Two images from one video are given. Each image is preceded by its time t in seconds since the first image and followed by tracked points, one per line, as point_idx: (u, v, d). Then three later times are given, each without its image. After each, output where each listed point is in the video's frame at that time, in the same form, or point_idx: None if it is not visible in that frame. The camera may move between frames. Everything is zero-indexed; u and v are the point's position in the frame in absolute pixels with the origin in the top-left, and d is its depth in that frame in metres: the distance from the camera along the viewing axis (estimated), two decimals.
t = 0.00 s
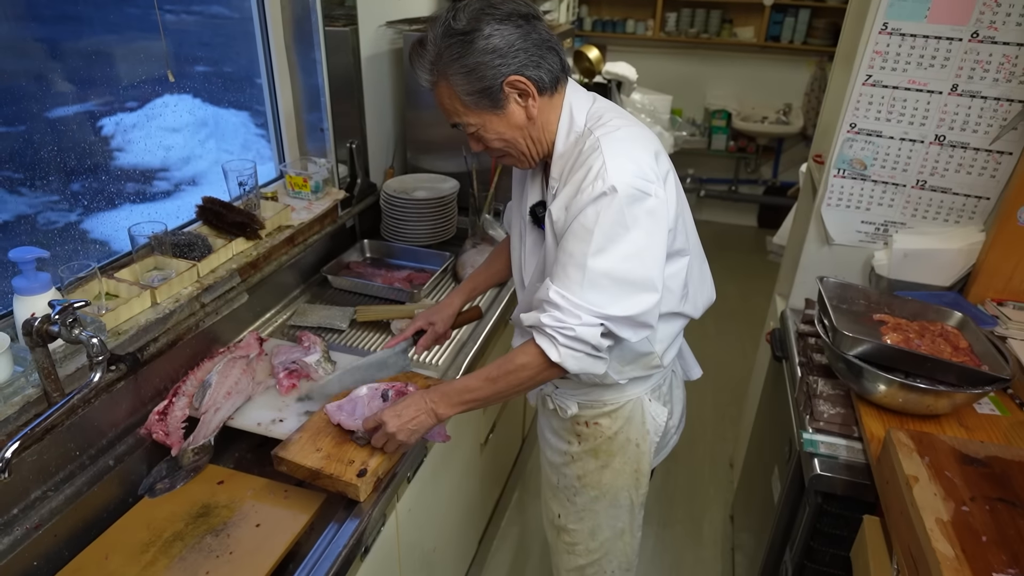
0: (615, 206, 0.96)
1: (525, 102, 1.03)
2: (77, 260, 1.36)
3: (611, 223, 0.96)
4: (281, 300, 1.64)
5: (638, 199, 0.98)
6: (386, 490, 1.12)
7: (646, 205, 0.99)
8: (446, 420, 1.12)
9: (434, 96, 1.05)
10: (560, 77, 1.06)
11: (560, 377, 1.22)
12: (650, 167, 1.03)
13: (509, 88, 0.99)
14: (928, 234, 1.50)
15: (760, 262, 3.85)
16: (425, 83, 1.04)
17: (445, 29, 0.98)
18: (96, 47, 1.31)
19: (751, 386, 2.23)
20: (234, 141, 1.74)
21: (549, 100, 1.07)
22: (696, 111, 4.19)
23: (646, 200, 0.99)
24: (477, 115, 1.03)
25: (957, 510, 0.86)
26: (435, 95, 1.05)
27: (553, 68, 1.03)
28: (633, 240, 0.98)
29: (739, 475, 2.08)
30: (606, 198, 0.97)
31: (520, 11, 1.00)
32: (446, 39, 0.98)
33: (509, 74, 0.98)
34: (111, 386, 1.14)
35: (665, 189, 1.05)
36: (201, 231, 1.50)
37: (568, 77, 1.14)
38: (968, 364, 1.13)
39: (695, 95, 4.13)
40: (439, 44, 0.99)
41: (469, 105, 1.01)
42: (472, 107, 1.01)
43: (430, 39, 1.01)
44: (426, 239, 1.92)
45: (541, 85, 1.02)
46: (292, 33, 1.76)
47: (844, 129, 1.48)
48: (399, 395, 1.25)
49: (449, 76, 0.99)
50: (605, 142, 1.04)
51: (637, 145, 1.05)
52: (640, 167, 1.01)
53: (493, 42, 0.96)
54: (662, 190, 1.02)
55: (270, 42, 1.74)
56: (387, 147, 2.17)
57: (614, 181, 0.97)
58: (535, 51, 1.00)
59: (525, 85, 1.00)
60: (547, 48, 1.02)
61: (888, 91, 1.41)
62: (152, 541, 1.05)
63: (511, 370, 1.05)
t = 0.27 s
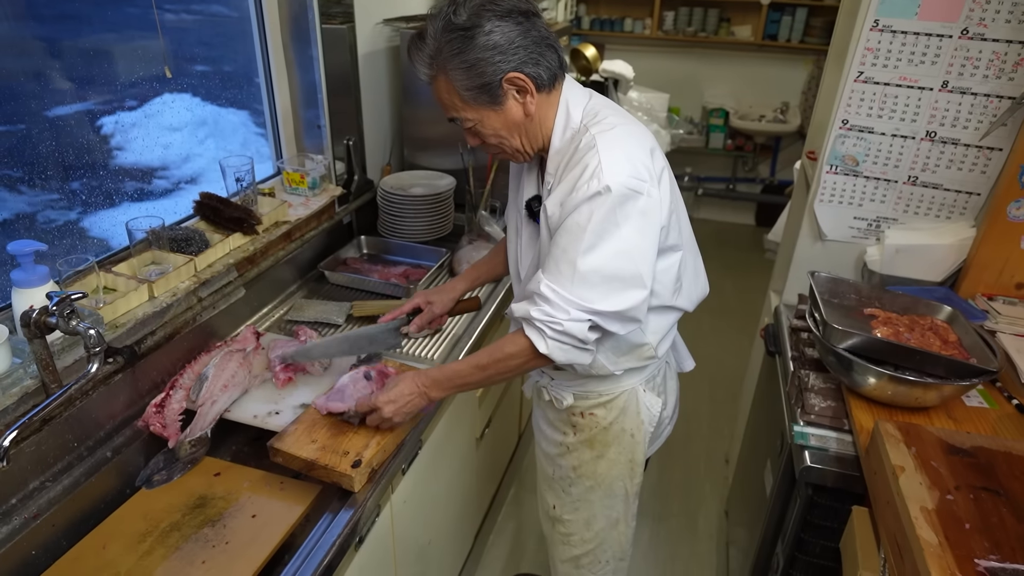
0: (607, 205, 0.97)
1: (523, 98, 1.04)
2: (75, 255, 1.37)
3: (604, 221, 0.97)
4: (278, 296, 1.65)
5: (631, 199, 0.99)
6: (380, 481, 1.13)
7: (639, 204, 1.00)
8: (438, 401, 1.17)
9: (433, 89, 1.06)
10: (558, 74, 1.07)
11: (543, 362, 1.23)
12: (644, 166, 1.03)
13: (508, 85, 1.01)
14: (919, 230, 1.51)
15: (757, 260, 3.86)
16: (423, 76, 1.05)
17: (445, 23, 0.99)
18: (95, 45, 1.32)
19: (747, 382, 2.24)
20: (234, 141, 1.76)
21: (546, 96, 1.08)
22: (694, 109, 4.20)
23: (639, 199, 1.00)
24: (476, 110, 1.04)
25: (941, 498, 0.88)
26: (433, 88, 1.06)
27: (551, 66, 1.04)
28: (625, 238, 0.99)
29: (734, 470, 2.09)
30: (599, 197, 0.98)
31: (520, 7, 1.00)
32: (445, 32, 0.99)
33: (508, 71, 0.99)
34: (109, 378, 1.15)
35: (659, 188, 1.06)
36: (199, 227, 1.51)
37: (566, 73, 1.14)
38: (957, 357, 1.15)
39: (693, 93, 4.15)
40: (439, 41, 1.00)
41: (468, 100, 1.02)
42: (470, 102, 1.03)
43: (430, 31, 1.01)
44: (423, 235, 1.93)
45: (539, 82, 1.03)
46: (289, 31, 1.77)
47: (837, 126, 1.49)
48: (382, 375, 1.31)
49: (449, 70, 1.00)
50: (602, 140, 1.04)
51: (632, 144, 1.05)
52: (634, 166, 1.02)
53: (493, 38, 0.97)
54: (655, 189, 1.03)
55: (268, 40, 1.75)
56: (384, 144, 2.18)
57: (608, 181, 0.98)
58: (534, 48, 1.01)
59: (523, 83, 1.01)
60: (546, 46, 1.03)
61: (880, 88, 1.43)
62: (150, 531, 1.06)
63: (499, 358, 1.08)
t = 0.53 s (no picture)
0: (611, 205, 0.98)
1: (527, 98, 1.04)
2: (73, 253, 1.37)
3: (609, 220, 0.98)
4: (275, 293, 1.65)
5: (635, 197, 0.99)
6: (375, 477, 1.14)
7: (642, 202, 1.00)
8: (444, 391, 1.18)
9: (435, 86, 1.06)
10: (561, 73, 1.07)
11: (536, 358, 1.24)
12: (647, 165, 1.04)
13: (512, 84, 1.01)
14: (914, 228, 1.51)
15: (755, 259, 3.87)
16: (425, 74, 1.05)
17: (450, 20, 0.98)
18: (93, 44, 1.33)
19: (744, 380, 2.24)
20: (233, 140, 1.77)
21: (549, 96, 1.08)
22: (692, 108, 4.20)
23: (643, 197, 1.00)
24: (479, 109, 1.04)
25: (932, 494, 0.88)
26: (435, 85, 1.06)
27: (554, 65, 1.05)
28: (629, 236, 0.99)
29: (731, 467, 2.10)
30: (603, 196, 0.98)
31: (525, 6, 1.00)
32: (451, 30, 0.98)
33: (513, 71, 0.99)
34: (105, 374, 1.15)
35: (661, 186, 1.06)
36: (196, 225, 1.52)
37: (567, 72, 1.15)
38: (950, 354, 1.15)
39: (692, 93, 4.15)
40: (443, 39, 0.99)
41: (472, 99, 1.02)
42: (474, 101, 1.02)
43: (433, 28, 1.00)
44: (420, 234, 1.94)
45: (543, 82, 1.03)
46: (286, 29, 1.77)
47: (832, 124, 1.49)
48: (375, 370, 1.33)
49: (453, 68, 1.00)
50: (605, 139, 1.04)
51: (634, 142, 1.06)
52: (636, 164, 1.02)
53: (499, 38, 0.97)
54: (657, 187, 1.04)
55: (265, 38, 1.75)
56: (382, 143, 2.18)
57: (613, 180, 0.98)
58: (538, 48, 1.01)
59: (527, 82, 1.01)
60: (550, 45, 1.03)
61: (875, 86, 1.43)
62: (145, 527, 1.06)
63: (505, 350, 1.09)
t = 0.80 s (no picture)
0: (621, 213, 0.97)
1: (534, 102, 1.04)
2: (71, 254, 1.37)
3: (620, 228, 0.98)
4: (273, 294, 1.65)
5: (646, 204, 1.00)
6: (372, 478, 1.14)
7: (652, 208, 1.01)
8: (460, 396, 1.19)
9: (440, 89, 1.04)
10: (566, 77, 1.07)
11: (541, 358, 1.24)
12: (654, 170, 1.04)
13: (520, 88, 1.00)
14: (912, 229, 1.51)
15: (754, 259, 3.87)
16: (429, 76, 1.03)
17: (458, 23, 0.97)
18: (93, 44, 1.32)
19: (742, 380, 2.24)
20: (233, 140, 1.78)
21: (554, 99, 1.08)
22: (692, 108, 4.20)
23: (652, 203, 1.01)
24: (486, 113, 1.04)
25: (929, 496, 0.88)
26: (440, 88, 1.05)
27: (561, 69, 1.05)
28: (640, 243, 0.99)
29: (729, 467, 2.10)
30: (614, 205, 0.98)
31: (532, 9, 1.00)
32: (459, 33, 0.97)
33: (521, 76, 0.99)
34: (102, 375, 1.15)
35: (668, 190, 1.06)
36: (194, 225, 1.51)
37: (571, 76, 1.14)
38: (948, 355, 1.15)
39: (691, 93, 4.15)
40: (450, 42, 0.98)
41: (478, 104, 1.02)
42: (480, 105, 1.02)
43: (440, 30, 0.99)
44: (418, 234, 1.93)
45: (550, 86, 1.03)
46: (284, 29, 1.76)
47: (830, 124, 1.49)
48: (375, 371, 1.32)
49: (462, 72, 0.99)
50: (612, 145, 1.04)
51: (640, 148, 1.05)
52: (644, 170, 1.02)
53: (508, 42, 0.96)
54: (665, 191, 1.04)
55: (263, 38, 1.74)
56: (380, 143, 2.18)
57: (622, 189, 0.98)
58: (546, 52, 1.01)
59: (535, 86, 1.01)
60: (557, 49, 1.03)
61: (873, 86, 1.43)
62: (142, 528, 1.06)
63: (520, 358, 1.10)
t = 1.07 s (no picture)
0: (621, 223, 0.98)
1: (531, 118, 1.04)
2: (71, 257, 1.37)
3: (619, 238, 0.99)
4: (273, 296, 1.65)
5: (645, 214, 1.00)
6: (373, 481, 1.14)
7: (652, 218, 1.01)
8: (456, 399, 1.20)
9: (438, 116, 1.05)
10: (561, 90, 1.07)
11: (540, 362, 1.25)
12: (654, 180, 1.04)
13: (516, 108, 1.00)
14: (911, 232, 1.51)
15: (754, 260, 3.87)
16: (424, 103, 1.04)
17: (447, 49, 0.97)
18: (93, 45, 1.33)
19: (742, 382, 2.25)
20: (234, 140, 1.77)
21: (552, 112, 1.08)
22: (692, 109, 4.20)
23: (651, 213, 1.01)
24: (485, 136, 1.04)
25: (928, 500, 0.88)
26: (437, 113, 1.05)
27: (555, 83, 1.04)
28: (640, 252, 1.00)
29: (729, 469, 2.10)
30: (613, 215, 0.98)
31: (521, 27, 0.99)
32: (450, 62, 0.97)
33: (517, 96, 0.99)
34: (103, 378, 1.16)
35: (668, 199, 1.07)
36: (194, 228, 1.51)
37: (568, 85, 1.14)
38: (947, 359, 1.16)
39: (692, 94, 4.15)
40: (443, 69, 0.98)
41: (476, 126, 1.02)
42: (478, 127, 1.02)
43: (431, 57, 0.99)
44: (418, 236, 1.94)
45: (546, 101, 1.03)
46: (285, 31, 1.77)
47: (830, 128, 1.49)
48: (374, 373, 1.32)
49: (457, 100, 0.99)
50: (612, 156, 1.04)
51: (640, 157, 1.06)
52: (644, 181, 1.03)
53: (500, 65, 0.96)
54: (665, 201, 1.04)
55: (264, 41, 1.74)
56: (381, 145, 2.18)
57: (622, 199, 0.98)
58: (539, 68, 1.00)
59: (531, 104, 1.01)
60: (550, 63, 1.02)
61: (872, 90, 1.43)
62: (143, 531, 1.07)
63: (518, 363, 1.11)
